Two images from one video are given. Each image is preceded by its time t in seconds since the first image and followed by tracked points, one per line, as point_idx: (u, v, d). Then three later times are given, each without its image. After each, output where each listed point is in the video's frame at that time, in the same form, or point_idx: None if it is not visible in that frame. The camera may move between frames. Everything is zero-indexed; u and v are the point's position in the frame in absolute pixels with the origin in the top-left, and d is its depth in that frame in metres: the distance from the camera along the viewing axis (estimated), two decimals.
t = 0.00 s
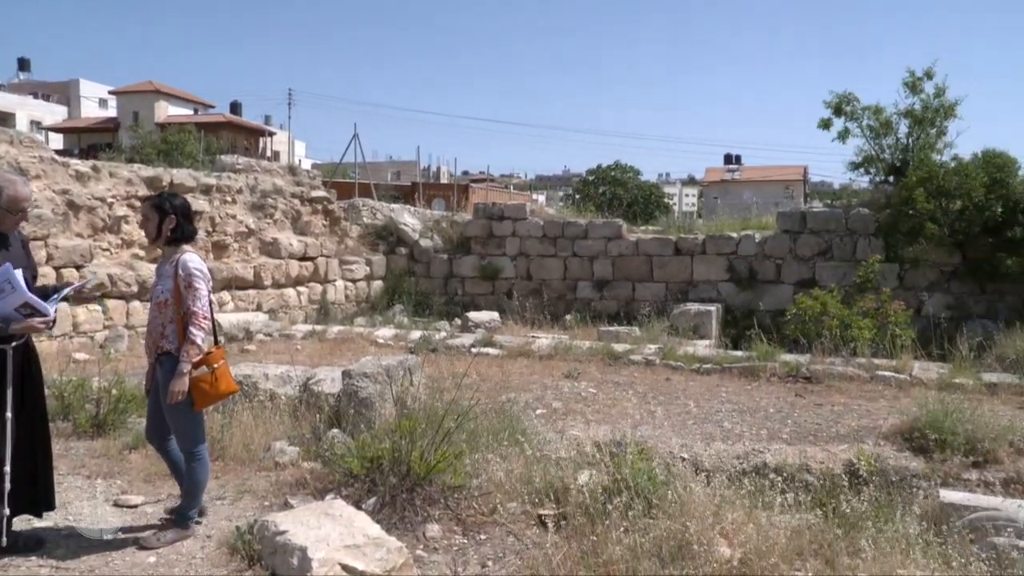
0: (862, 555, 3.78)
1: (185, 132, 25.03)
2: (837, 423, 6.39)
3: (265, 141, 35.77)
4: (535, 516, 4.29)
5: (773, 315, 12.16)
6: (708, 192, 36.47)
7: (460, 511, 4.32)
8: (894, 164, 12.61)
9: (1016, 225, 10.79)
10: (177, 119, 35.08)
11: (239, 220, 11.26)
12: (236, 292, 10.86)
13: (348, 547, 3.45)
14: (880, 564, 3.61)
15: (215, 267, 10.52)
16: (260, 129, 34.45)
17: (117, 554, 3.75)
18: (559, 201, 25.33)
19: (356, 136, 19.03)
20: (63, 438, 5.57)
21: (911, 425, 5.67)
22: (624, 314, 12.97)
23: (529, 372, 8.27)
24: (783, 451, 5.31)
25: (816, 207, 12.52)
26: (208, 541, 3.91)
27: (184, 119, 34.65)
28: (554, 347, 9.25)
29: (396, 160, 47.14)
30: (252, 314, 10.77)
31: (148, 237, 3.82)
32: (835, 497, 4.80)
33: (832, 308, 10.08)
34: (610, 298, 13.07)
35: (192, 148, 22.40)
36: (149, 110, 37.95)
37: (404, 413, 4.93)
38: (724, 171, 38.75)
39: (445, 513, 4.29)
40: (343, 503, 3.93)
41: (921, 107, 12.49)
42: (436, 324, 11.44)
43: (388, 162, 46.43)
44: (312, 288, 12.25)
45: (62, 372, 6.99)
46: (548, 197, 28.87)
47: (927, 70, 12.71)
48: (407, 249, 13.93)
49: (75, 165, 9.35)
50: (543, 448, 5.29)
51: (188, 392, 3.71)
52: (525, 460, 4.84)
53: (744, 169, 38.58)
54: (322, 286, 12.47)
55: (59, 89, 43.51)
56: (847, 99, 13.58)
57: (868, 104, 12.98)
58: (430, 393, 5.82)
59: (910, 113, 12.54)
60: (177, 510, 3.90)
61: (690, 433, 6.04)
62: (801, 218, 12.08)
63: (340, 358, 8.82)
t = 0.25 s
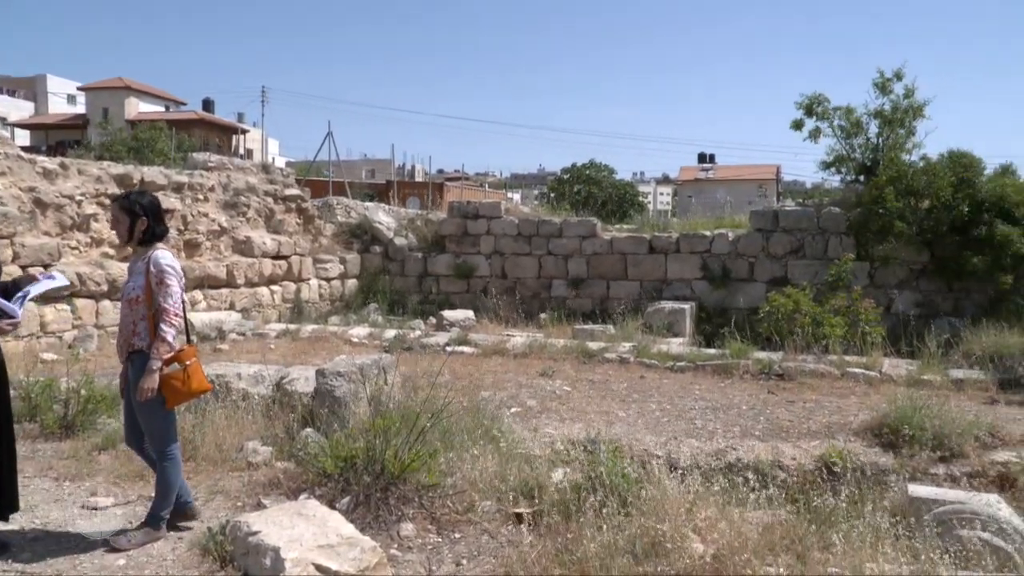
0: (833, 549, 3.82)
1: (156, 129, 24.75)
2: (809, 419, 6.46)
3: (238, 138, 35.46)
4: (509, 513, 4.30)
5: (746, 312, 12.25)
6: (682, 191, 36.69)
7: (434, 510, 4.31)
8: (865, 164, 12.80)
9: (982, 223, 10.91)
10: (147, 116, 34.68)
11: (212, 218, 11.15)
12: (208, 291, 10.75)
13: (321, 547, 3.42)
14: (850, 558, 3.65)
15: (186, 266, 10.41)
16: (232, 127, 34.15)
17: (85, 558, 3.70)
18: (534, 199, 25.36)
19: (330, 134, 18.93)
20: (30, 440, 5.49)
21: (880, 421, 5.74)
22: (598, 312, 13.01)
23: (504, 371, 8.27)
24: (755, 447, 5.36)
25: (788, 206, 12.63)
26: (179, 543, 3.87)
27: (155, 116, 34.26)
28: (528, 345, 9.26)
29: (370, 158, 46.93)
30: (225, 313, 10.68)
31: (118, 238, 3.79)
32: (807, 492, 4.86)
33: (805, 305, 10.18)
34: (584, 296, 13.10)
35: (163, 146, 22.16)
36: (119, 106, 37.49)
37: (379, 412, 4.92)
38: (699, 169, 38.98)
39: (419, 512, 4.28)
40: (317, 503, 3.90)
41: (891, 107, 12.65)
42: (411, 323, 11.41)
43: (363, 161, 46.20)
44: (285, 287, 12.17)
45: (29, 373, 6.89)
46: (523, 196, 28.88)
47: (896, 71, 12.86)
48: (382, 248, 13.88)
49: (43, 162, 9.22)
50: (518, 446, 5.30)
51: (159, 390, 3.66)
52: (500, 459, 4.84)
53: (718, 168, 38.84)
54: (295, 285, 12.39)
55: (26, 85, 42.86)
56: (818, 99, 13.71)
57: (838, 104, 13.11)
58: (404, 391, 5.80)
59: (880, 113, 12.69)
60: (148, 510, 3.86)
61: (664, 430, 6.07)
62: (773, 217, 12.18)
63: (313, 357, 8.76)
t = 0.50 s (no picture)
0: (805, 544, 3.85)
1: (127, 126, 24.46)
2: (781, 417, 6.51)
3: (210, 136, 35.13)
4: (483, 512, 4.29)
5: (720, 310, 12.34)
6: (657, 190, 36.87)
7: (409, 509, 4.30)
8: (837, 164, 12.95)
9: (950, 223, 11.04)
10: (117, 113, 34.25)
11: (183, 216, 11.03)
12: (179, 290, 10.64)
13: (294, 548, 3.39)
14: (821, 553, 3.69)
15: (157, 265, 10.30)
16: (205, 124, 33.83)
17: (52, 561, 3.65)
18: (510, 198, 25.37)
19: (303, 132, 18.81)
20: None
21: (851, 418, 5.80)
22: (573, 311, 13.04)
23: (479, 370, 8.26)
24: (728, 445, 5.40)
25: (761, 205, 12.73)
26: (149, 545, 3.83)
27: (125, 113, 33.85)
28: (503, 344, 9.26)
29: (344, 156, 46.66)
30: (196, 312, 10.57)
31: (91, 242, 3.78)
32: (779, 489, 4.90)
33: (777, 303, 10.26)
34: (559, 295, 13.13)
35: (133, 143, 21.90)
36: (88, 103, 36.99)
37: (352, 411, 4.90)
38: (674, 168, 39.18)
39: (393, 511, 4.27)
40: (290, 504, 3.88)
41: (862, 108, 12.79)
42: (386, 322, 11.36)
43: (337, 159, 45.96)
44: (258, 286, 12.07)
45: None
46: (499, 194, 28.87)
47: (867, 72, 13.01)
48: (356, 246, 13.82)
49: (9, 159, 9.07)
50: (493, 444, 5.30)
51: (130, 387, 3.63)
52: (475, 457, 4.84)
53: (692, 168, 39.06)
54: (268, 284, 12.30)
55: None
56: (791, 99, 13.83)
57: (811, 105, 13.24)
58: (378, 390, 5.77)
59: (851, 114, 12.83)
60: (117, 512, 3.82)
61: (638, 428, 6.10)
62: (746, 216, 12.27)
63: (287, 357, 8.70)
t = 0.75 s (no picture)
0: (776, 541, 3.88)
1: (97, 123, 24.14)
2: (753, 415, 6.56)
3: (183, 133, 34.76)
4: (457, 511, 4.29)
5: (694, 309, 12.41)
6: (631, 189, 37.00)
7: (383, 509, 4.29)
8: (809, 164, 13.07)
9: (919, 223, 11.17)
10: (87, 109, 33.80)
11: (155, 214, 10.91)
12: (150, 288, 10.53)
13: (266, 548, 3.37)
14: (791, 549, 3.73)
15: (128, 263, 10.18)
16: (177, 120, 33.48)
17: (18, 565, 3.59)
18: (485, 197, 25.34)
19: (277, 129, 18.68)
20: None
21: (823, 415, 5.85)
22: (548, 310, 13.06)
23: (453, 368, 8.25)
24: (701, 443, 5.44)
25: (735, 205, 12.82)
26: (118, 547, 3.79)
27: (96, 108, 33.41)
28: (478, 343, 9.25)
29: (318, 154, 46.39)
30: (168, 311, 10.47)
31: (66, 239, 3.75)
32: (751, 486, 4.95)
33: (750, 302, 10.33)
34: (534, 294, 13.15)
35: (104, 139, 21.63)
36: (57, 99, 36.47)
37: (326, 410, 4.88)
38: (649, 168, 39.36)
39: (366, 510, 4.26)
40: (262, 504, 3.85)
41: (834, 109, 12.91)
42: (360, 321, 11.31)
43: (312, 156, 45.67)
44: (231, 284, 11.97)
45: None
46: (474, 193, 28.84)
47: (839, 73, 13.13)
48: (331, 245, 13.74)
49: None
50: (467, 443, 5.29)
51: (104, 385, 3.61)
52: (449, 457, 4.83)
53: (667, 167, 39.24)
54: (242, 282, 12.20)
55: None
56: (764, 100, 13.93)
57: (784, 105, 13.35)
58: (352, 389, 5.75)
59: (824, 114, 12.95)
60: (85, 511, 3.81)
61: (612, 427, 6.13)
62: (720, 216, 12.35)
63: (259, 356, 8.64)
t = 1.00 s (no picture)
0: (748, 537, 3.92)
1: (66, 119, 23.81)
2: (726, 412, 6.60)
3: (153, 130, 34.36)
4: (431, 510, 4.28)
5: (668, 308, 12.48)
6: (606, 188, 37.10)
7: (356, 508, 4.27)
8: (781, 163, 13.18)
9: (889, 222, 11.31)
10: (56, 105, 33.30)
11: (125, 211, 10.78)
12: (120, 287, 10.41)
13: (238, 549, 3.34)
14: (762, 545, 3.77)
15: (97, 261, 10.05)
16: (148, 117, 33.10)
17: None
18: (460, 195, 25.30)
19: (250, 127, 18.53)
20: None
21: (794, 413, 5.90)
22: (522, 308, 13.07)
23: (428, 367, 8.23)
24: (675, 440, 5.47)
25: (708, 204, 12.90)
26: (86, 549, 3.75)
27: (64, 104, 32.92)
28: (453, 342, 9.23)
29: (291, 151, 46.05)
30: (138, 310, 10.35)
31: (39, 238, 3.74)
32: (724, 483, 4.99)
33: (724, 301, 10.40)
34: (509, 293, 13.15)
35: (72, 136, 21.31)
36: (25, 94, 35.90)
37: (300, 410, 4.85)
38: (624, 167, 39.48)
39: (339, 510, 4.25)
40: (235, 505, 3.82)
41: (806, 109, 13.03)
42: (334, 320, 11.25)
43: (286, 154, 45.35)
44: (203, 283, 11.86)
45: None
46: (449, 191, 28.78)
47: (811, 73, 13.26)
48: (304, 243, 13.66)
49: None
50: (442, 442, 5.29)
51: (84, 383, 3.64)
52: (424, 456, 4.82)
53: (642, 166, 39.39)
54: (214, 281, 12.09)
55: None
56: (738, 100, 14.03)
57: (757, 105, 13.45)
58: (326, 389, 5.71)
59: (796, 114, 13.07)
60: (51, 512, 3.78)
61: (586, 425, 6.15)
62: (694, 215, 12.42)
63: (232, 355, 8.57)
